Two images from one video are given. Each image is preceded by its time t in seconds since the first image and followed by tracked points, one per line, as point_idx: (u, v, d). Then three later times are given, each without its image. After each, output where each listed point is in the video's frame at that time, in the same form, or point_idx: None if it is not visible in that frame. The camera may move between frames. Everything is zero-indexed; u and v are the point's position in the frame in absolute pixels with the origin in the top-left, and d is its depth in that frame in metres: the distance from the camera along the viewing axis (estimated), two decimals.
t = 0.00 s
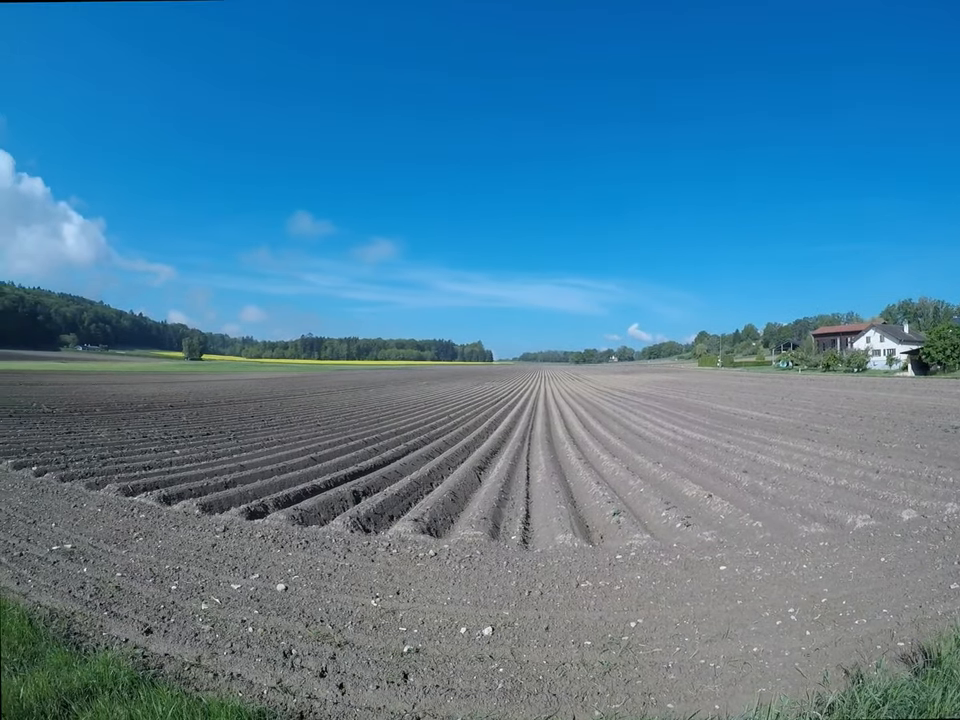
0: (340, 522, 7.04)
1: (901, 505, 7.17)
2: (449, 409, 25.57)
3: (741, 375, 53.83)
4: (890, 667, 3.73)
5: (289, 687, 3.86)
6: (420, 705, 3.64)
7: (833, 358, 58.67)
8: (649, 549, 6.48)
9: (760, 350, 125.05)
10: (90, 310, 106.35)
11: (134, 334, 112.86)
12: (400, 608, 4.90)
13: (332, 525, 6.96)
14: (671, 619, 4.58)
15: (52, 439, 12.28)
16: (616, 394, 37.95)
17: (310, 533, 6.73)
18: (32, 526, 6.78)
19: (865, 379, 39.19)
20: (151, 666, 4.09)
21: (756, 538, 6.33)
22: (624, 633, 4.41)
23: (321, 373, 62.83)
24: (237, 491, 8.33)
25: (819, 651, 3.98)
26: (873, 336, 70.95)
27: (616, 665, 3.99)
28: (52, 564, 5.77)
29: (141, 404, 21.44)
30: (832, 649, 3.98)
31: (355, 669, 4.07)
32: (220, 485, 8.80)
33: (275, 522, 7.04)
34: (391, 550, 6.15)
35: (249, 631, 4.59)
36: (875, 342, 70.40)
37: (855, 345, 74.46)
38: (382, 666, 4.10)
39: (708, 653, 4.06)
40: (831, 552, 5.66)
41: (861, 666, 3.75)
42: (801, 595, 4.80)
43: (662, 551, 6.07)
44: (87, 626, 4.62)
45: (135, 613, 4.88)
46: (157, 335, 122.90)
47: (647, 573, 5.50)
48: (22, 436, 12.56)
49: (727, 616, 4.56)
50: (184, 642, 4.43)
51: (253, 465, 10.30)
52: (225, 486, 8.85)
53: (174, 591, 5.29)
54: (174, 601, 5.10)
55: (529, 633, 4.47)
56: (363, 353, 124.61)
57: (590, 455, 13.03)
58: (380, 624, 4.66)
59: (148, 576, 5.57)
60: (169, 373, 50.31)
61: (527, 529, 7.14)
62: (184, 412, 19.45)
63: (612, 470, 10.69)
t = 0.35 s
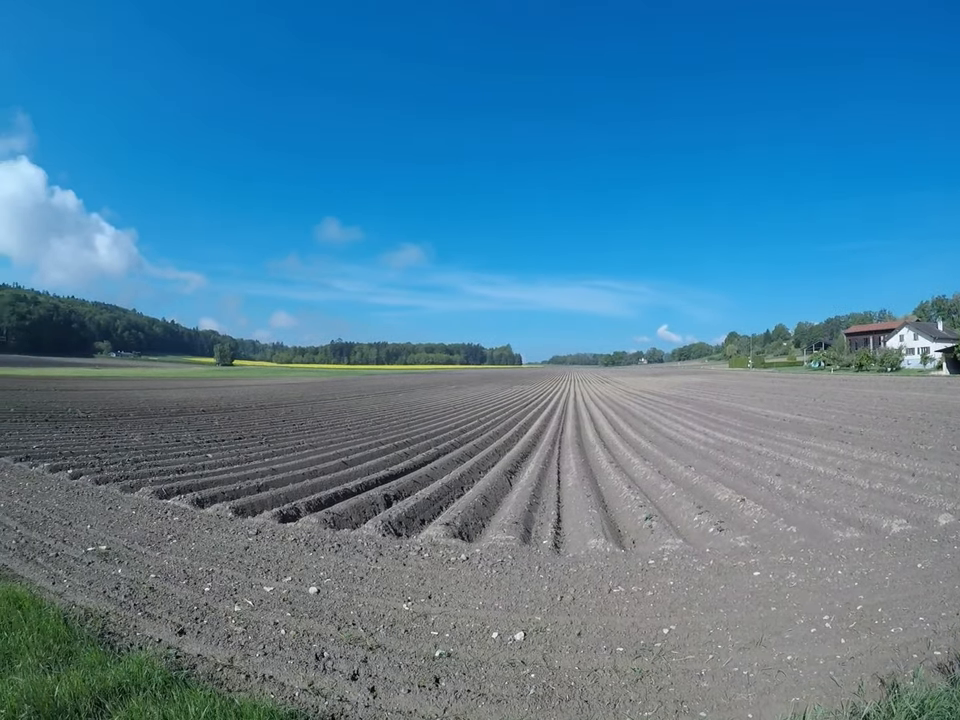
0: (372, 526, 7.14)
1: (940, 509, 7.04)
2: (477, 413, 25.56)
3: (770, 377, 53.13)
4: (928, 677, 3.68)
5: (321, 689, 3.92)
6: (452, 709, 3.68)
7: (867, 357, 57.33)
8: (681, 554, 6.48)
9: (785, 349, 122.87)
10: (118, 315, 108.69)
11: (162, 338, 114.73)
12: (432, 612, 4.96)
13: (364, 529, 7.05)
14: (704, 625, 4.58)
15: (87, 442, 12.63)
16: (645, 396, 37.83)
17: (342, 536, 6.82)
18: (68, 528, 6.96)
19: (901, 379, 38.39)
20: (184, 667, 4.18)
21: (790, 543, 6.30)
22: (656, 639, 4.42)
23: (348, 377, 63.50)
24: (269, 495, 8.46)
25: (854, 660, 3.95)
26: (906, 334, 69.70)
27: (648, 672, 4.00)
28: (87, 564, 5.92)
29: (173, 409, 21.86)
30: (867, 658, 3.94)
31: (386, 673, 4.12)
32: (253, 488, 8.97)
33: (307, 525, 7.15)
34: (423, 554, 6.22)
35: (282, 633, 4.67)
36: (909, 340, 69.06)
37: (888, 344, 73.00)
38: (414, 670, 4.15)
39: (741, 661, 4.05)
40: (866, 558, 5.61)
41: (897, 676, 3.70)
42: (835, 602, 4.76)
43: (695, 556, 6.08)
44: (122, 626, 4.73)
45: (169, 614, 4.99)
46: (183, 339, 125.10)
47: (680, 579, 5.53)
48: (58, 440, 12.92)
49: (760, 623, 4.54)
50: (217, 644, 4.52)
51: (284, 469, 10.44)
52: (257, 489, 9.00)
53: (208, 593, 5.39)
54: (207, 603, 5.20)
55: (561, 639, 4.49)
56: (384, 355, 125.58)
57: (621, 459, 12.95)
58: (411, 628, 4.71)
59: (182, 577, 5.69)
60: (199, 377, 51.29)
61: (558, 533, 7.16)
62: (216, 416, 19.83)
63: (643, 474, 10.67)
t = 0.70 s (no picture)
0: (405, 532, 7.21)
1: None
2: (505, 419, 25.62)
3: (801, 381, 52.32)
4: None
5: (352, 695, 3.98)
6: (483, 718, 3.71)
7: (901, 359, 55.81)
8: (715, 563, 6.45)
9: (816, 350, 120.49)
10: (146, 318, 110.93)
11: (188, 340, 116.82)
12: (464, 620, 4.99)
13: (397, 536, 7.13)
14: (737, 636, 4.55)
15: (122, 445, 12.95)
16: (675, 402, 37.52)
17: (375, 542, 6.90)
18: (103, 529, 7.13)
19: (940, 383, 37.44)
20: (216, 670, 4.26)
21: (825, 553, 6.24)
22: (689, 651, 4.41)
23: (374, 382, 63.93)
24: (302, 501, 8.59)
25: (889, 673, 3.89)
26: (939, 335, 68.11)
27: (681, 684, 3.99)
28: (121, 566, 6.06)
29: (206, 414, 22.30)
30: (903, 672, 3.89)
31: (417, 680, 4.16)
32: (285, 493, 9.11)
33: (340, 531, 7.25)
34: (455, 562, 6.27)
35: (313, 638, 4.74)
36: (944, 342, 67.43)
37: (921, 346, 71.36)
38: (445, 678, 4.19)
39: (775, 673, 4.02)
40: (903, 568, 5.53)
41: (935, 691, 3.64)
42: (871, 613, 4.70)
43: (729, 566, 6.06)
44: (155, 628, 4.84)
45: (201, 616, 5.09)
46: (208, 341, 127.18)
47: (713, 589, 5.51)
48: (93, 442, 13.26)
49: (794, 634, 4.50)
50: (249, 647, 4.61)
51: (316, 475, 10.58)
52: (290, 494, 9.13)
53: (240, 596, 5.49)
54: (239, 606, 5.29)
55: (594, 649, 4.50)
56: (406, 357, 126.37)
57: (652, 467, 12.86)
58: (443, 636, 4.76)
59: (215, 581, 5.80)
60: (228, 382, 52.10)
61: (591, 541, 7.17)
62: (247, 421, 20.16)
63: (676, 482, 10.60)
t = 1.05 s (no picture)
0: (441, 540, 7.23)
1: None
2: (537, 426, 25.55)
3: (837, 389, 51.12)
4: None
5: (389, 701, 3.98)
6: None
7: (941, 368, 53.89)
8: (754, 575, 6.34)
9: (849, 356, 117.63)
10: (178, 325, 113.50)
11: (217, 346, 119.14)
12: (501, 628, 4.98)
13: (433, 542, 7.14)
14: (776, 650, 4.46)
15: (160, 449, 13.23)
16: (710, 410, 37.01)
17: (411, 549, 6.93)
18: (143, 532, 7.29)
19: None
20: (254, 673, 4.31)
21: (867, 566, 6.08)
22: (728, 663, 4.32)
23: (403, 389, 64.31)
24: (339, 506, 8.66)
25: (932, 690, 3.76)
26: None
27: (718, 696, 3.91)
28: (160, 568, 6.18)
29: (242, 419, 22.73)
30: (947, 688, 3.76)
31: (454, 688, 4.16)
32: (322, 498, 9.21)
33: (377, 537, 7.30)
34: (492, 570, 6.26)
35: (350, 644, 4.77)
36: None
37: None
38: (482, 686, 4.17)
39: (815, 688, 3.92)
40: (948, 582, 5.37)
41: None
42: (913, 628, 4.57)
43: (769, 578, 5.94)
44: (193, 630, 4.92)
45: (239, 620, 5.16)
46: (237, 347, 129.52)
47: (753, 601, 5.42)
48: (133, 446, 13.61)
49: (834, 649, 4.39)
50: (286, 652, 4.65)
51: (351, 481, 10.68)
52: (326, 500, 9.21)
53: (278, 601, 5.56)
54: (277, 611, 5.36)
55: (631, 659, 4.45)
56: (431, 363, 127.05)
57: (690, 476, 12.66)
58: (480, 644, 4.75)
59: (253, 584, 5.89)
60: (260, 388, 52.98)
61: (628, 551, 7.10)
62: (282, 428, 20.42)
63: (714, 492, 10.41)
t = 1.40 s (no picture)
0: (478, 542, 7.22)
1: None
2: (568, 429, 25.44)
3: (875, 393, 49.83)
4: None
5: (424, 702, 4.00)
6: None
7: None
8: (792, 581, 6.26)
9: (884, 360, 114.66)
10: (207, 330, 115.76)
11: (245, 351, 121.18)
12: (537, 631, 4.98)
13: (471, 545, 7.12)
14: (815, 658, 4.38)
15: (196, 452, 13.52)
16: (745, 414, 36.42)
17: (447, 551, 6.96)
18: (181, 532, 7.46)
19: None
20: (290, 672, 4.37)
21: (908, 574, 5.96)
22: (765, 670, 4.27)
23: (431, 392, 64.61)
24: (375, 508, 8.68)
25: None
26: None
27: (755, 704, 3.86)
28: (198, 568, 6.32)
29: (277, 422, 23.09)
30: None
31: (490, 691, 4.16)
32: (357, 500, 9.28)
33: (414, 539, 7.29)
34: (527, 573, 6.27)
35: (386, 645, 4.82)
36: None
37: None
38: (518, 689, 4.17)
39: (854, 697, 3.84)
40: None
41: None
42: (953, 639, 4.46)
43: (807, 584, 5.86)
44: (230, 630, 5.01)
45: (276, 620, 5.25)
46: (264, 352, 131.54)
47: (791, 607, 5.35)
48: (169, 448, 13.93)
49: (873, 658, 4.30)
50: (322, 652, 4.71)
51: (385, 483, 10.78)
52: (362, 502, 9.29)
53: (315, 601, 5.64)
54: (314, 611, 5.44)
55: (667, 664, 4.42)
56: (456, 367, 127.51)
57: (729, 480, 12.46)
58: (516, 646, 4.76)
59: (290, 585, 5.98)
60: (290, 392, 53.73)
61: (664, 555, 7.05)
62: (315, 430, 20.68)
63: (752, 497, 10.25)
